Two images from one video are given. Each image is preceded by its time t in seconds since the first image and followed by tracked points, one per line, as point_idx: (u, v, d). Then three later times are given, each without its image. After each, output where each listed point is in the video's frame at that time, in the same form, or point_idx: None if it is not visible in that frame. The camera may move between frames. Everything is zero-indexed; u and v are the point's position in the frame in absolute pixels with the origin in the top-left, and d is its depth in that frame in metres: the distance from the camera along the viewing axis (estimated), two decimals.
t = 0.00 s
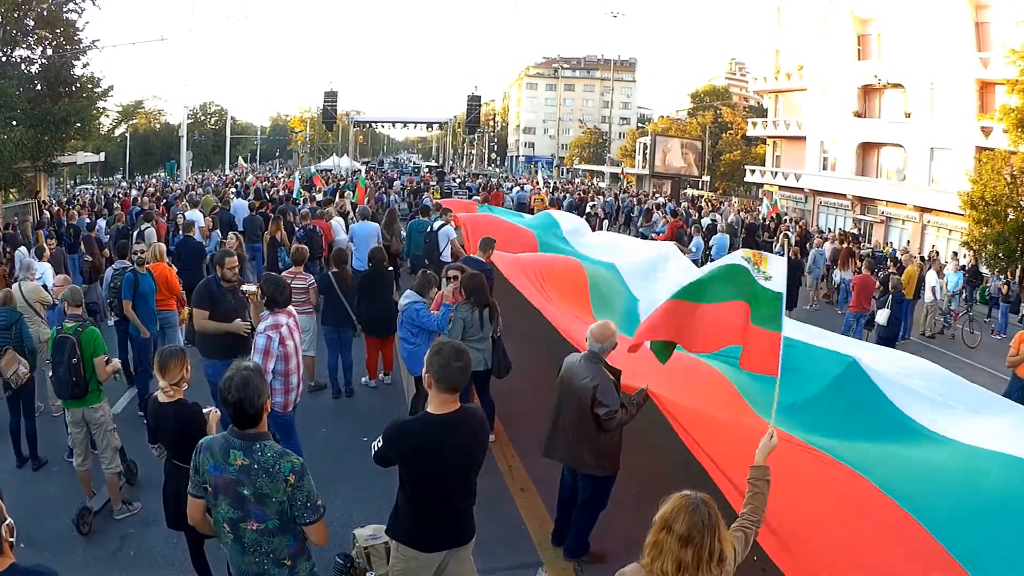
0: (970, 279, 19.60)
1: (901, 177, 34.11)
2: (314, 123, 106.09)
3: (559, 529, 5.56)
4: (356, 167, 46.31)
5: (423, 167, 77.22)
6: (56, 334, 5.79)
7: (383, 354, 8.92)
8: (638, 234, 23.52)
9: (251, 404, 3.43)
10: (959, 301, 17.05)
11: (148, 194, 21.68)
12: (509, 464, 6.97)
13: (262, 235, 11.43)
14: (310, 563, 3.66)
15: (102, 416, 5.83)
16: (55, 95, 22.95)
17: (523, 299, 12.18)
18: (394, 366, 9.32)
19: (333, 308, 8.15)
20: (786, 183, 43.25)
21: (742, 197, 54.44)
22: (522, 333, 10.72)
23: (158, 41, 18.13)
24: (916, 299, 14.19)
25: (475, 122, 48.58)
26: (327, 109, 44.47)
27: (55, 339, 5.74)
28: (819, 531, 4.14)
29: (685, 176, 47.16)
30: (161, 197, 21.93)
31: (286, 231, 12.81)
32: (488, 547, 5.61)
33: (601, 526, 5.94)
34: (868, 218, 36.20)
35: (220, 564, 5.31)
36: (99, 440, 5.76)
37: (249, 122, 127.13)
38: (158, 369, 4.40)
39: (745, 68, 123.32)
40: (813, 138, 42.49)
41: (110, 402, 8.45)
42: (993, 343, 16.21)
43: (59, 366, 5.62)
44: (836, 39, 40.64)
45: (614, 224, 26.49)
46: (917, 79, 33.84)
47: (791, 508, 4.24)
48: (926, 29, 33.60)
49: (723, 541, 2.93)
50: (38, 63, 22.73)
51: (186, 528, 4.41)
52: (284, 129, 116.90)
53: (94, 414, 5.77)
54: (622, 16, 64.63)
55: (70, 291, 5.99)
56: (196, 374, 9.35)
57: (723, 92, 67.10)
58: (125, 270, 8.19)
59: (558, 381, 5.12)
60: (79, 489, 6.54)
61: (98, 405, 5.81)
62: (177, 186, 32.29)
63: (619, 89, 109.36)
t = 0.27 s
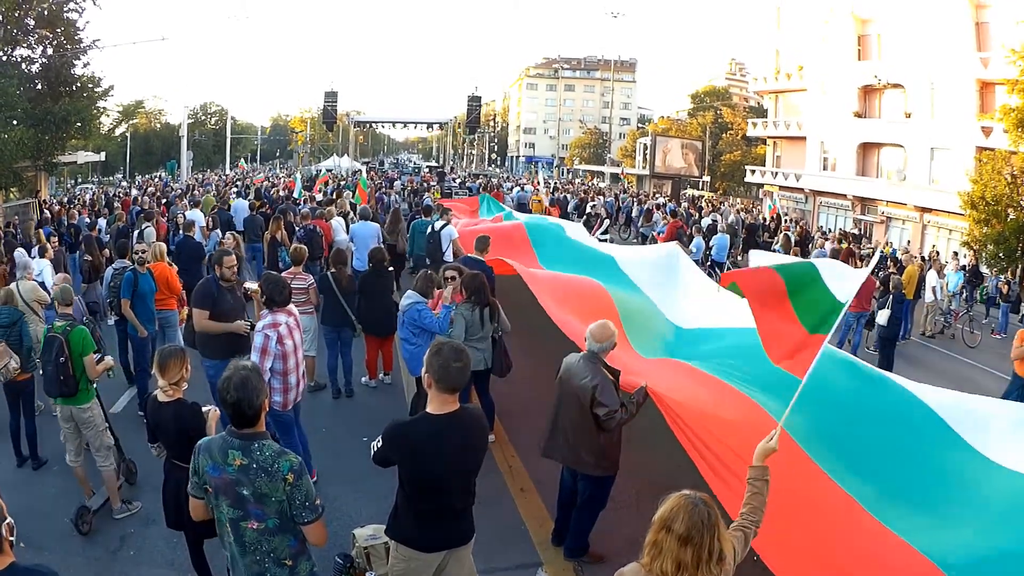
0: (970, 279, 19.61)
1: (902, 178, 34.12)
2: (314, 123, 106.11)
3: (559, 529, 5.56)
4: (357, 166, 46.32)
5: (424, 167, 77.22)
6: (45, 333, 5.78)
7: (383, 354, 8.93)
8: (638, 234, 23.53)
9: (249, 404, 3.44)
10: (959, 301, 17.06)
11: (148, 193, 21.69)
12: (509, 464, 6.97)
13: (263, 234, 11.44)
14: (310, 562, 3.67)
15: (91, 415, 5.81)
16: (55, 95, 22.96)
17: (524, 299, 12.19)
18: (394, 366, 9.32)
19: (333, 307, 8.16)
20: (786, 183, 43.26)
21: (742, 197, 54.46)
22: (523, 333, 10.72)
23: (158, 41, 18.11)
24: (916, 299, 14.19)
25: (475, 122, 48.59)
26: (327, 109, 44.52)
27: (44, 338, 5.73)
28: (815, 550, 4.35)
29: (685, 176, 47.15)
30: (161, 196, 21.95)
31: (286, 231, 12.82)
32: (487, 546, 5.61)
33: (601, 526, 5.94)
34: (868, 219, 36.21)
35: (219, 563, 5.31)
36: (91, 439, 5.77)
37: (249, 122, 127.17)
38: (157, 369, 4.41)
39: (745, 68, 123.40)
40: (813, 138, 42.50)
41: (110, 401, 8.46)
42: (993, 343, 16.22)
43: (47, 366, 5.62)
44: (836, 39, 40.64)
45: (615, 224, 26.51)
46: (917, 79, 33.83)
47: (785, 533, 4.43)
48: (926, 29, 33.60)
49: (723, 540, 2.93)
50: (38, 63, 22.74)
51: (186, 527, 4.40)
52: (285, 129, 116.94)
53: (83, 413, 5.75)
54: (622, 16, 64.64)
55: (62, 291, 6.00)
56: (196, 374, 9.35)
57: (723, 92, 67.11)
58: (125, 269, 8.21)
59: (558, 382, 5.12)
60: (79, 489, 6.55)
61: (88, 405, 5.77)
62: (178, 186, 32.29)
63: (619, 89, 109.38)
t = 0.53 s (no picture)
0: (971, 276, 19.59)
1: (901, 175, 34.12)
2: (314, 123, 106.10)
3: (561, 528, 5.54)
4: (356, 167, 46.31)
5: (423, 167, 77.20)
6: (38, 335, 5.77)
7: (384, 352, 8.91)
8: (638, 233, 23.52)
9: (248, 405, 3.43)
10: (960, 298, 17.05)
11: (148, 194, 21.69)
12: (510, 462, 6.96)
13: (263, 235, 11.42)
14: (311, 563, 3.65)
15: (85, 417, 5.79)
16: (54, 97, 22.96)
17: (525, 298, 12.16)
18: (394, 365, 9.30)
19: (332, 307, 8.13)
20: (786, 181, 43.25)
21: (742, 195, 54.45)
22: (524, 331, 10.70)
23: (158, 43, 18.12)
24: (917, 296, 14.17)
25: (475, 122, 48.59)
26: (327, 108, 44.55)
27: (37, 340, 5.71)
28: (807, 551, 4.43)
29: (685, 174, 47.12)
30: (161, 197, 21.95)
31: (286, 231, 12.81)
32: (489, 546, 5.59)
33: (603, 525, 5.93)
34: (869, 216, 36.20)
35: (220, 563, 5.30)
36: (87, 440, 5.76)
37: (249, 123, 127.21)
38: (156, 369, 4.39)
39: (744, 66, 123.53)
40: (813, 136, 42.48)
41: (111, 402, 8.45)
42: (994, 340, 16.21)
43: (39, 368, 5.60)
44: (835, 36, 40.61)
45: (615, 223, 26.51)
46: (917, 76, 33.80)
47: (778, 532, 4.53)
48: (926, 26, 33.56)
49: (725, 538, 2.92)
50: (38, 64, 22.74)
51: (187, 527, 4.38)
52: (284, 130, 117.00)
53: (76, 415, 5.72)
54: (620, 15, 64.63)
55: (56, 293, 6.00)
56: (196, 374, 9.32)
57: (723, 90, 67.08)
58: (125, 270, 8.20)
59: (558, 381, 5.11)
60: (79, 490, 6.53)
61: (81, 406, 5.75)
62: (178, 187, 32.26)
63: (619, 88, 109.36)
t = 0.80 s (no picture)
0: (970, 274, 19.61)
1: (901, 174, 34.13)
2: (313, 123, 106.10)
3: (560, 528, 5.57)
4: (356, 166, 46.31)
5: (424, 166, 77.17)
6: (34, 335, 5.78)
7: (384, 353, 8.93)
8: (638, 232, 23.54)
9: (250, 405, 3.47)
10: (960, 297, 17.07)
11: (147, 194, 21.71)
12: (510, 462, 6.99)
13: (263, 235, 11.45)
14: (310, 563, 3.66)
15: (82, 417, 5.81)
16: (54, 96, 22.98)
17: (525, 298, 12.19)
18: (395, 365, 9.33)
19: (331, 309, 8.15)
20: (786, 180, 43.28)
21: (742, 194, 54.50)
22: (524, 331, 10.72)
23: (158, 42, 18.16)
24: (916, 295, 14.19)
25: (475, 121, 48.60)
26: (327, 108, 44.56)
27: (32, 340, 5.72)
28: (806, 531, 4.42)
29: (685, 174, 47.15)
30: (161, 197, 21.98)
31: (286, 231, 12.83)
32: (489, 545, 5.62)
33: (603, 524, 5.95)
34: (868, 215, 36.22)
35: (221, 563, 5.32)
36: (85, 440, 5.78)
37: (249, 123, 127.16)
38: (157, 369, 4.42)
39: (743, 65, 123.57)
40: (812, 135, 42.50)
41: (111, 402, 8.48)
42: (994, 339, 16.23)
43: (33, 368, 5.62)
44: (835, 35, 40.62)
45: (614, 222, 26.54)
46: (916, 75, 33.81)
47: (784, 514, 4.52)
48: (925, 25, 33.57)
49: (725, 537, 2.94)
50: (38, 64, 22.77)
51: (187, 527, 4.41)
52: (284, 129, 117.02)
53: (73, 414, 5.74)
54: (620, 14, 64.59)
55: (53, 293, 6.01)
56: (196, 374, 9.35)
57: (722, 89, 67.07)
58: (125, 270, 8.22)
59: (559, 379, 5.16)
60: (80, 489, 6.56)
61: (78, 406, 5.76)
62: (177, 186, 32.28)
63: (619, 87, 109.34)
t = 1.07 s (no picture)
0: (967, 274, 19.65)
1: (897, 175, 34.23)
2: (310, 129, 106.17)
3: (559, 532, 5.58)
4: (352, 172, 46.36)
5: (421, 171, 77.22)
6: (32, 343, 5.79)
7: (381, 359, 8.94)
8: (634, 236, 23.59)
9: (248, 409, 3.49)
10: (957, 297, 17.11)
11: (144, 203, 21.71)
12: (508, 467, 7.00)
13: (259, 242, 11.46)
14: (307, 570, 3.66)
15: (80, 424, 5.81)
16: (51, 105, 23.00)
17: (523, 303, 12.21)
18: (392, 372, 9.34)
19: (327, 316, 8.17)
20: (782, 183, 43.38)
21: (738, 197, 54.61)
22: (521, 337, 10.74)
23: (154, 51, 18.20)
24: (913, 295, 14.23)
25: (471, 127, 48.68)
26: (322, 115, 44.64)
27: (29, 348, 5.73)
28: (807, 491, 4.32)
29: (681, 177, 47.24)
30: (158, 205, 22.00)
31: (283, 238, 12.85)
32: (488, 550, 5.62)
33: (602, 528, 5.96)
34: (865, 217, 36.30)
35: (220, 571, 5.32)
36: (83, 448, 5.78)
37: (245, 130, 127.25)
38: (154, 377, 4.44)
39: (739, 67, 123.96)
40: (808, 137, 42.60)
41: (108, 410, 8.48)
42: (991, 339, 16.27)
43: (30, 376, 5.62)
44: (830, 38, 40.75)
45: (611, 226, 26.58)
46: (911, 76, 33.92)
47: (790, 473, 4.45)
48: (920, 25, 33.68)
49: (722, 539, 2.95)
50: (34, 73, 22.80)
51: (186, 535, 4.43)
52: (280, 137, 117.13)
53: (71, 422, 5.74)
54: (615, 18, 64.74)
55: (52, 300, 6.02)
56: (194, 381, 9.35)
57: (718, 93, 67.24)
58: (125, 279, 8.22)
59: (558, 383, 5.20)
60: (78, 498, 6.55)
61: (75, 414, 5.76)
62: (174, 195, 32.31)
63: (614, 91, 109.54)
